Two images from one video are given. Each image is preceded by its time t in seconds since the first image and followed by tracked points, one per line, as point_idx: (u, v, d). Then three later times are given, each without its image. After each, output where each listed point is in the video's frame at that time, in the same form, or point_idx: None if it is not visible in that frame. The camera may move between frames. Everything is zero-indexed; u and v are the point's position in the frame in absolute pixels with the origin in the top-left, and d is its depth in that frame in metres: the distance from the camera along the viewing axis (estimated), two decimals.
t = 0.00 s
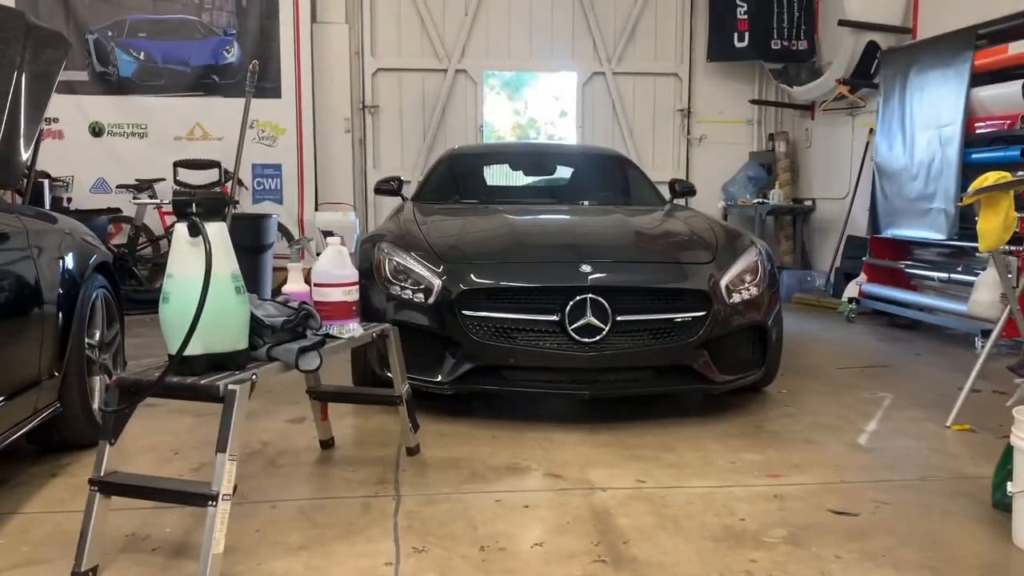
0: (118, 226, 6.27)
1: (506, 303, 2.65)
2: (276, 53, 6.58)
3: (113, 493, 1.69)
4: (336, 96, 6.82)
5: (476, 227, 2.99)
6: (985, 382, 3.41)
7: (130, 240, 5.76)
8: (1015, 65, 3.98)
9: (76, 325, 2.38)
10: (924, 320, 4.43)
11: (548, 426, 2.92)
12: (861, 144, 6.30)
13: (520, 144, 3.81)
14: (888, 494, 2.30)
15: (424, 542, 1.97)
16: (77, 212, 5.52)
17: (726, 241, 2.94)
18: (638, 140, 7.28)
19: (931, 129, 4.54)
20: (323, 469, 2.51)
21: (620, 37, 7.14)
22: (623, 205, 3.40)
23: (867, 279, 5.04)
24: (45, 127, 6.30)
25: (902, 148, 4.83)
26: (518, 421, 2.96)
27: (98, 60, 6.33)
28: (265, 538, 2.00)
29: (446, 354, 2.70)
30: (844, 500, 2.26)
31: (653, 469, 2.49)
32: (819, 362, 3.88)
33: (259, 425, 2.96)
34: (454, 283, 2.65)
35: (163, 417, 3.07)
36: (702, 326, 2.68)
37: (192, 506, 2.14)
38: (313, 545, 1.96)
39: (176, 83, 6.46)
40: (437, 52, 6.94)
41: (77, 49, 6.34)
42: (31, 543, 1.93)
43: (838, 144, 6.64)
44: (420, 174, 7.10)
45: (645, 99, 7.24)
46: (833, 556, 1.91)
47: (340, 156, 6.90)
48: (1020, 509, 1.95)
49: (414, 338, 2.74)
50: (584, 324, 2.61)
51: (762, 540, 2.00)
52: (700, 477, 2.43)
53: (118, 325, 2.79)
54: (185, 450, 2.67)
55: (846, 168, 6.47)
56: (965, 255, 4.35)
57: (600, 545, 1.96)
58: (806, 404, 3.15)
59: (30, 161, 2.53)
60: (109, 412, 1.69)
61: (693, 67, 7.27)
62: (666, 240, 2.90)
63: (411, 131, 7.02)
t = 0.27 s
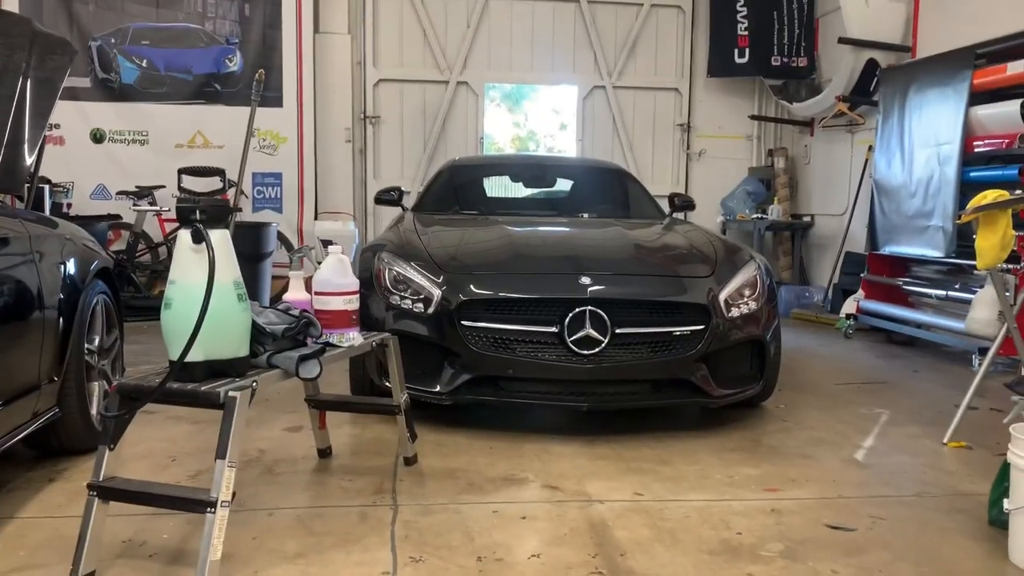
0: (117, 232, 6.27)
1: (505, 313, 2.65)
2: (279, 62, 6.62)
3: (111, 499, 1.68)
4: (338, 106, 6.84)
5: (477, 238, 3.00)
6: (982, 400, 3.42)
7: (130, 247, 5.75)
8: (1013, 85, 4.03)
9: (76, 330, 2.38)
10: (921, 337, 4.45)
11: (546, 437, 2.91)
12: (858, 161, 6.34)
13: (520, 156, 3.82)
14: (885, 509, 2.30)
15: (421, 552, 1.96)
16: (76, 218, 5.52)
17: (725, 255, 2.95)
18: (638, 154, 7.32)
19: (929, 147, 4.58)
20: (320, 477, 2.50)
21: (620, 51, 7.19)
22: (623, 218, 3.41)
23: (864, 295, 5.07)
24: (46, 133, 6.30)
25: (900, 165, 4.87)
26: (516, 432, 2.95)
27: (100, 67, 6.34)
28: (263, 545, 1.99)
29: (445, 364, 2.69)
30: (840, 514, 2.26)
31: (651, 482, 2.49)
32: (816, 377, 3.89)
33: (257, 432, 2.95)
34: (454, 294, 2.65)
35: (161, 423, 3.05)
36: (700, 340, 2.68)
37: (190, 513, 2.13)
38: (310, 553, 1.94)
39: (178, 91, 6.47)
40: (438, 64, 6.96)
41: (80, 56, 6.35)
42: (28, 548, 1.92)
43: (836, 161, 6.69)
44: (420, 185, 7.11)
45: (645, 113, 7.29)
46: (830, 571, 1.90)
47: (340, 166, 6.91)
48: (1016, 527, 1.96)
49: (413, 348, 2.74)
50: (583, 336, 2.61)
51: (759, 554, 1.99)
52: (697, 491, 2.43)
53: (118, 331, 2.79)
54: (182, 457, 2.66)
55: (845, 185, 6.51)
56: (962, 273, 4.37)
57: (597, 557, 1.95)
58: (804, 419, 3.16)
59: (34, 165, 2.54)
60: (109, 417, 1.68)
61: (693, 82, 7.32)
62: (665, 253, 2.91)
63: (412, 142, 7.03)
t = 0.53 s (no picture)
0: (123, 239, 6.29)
1: (509, 324, 2.65)
2: (286, 72, 6.66)
3: (116, 503, 1.68)
4: (345, 116, 6.88)
5: (481, 249, 3.01)
6: (983, 417, 3.42)
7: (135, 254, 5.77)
8: (1016, 103, 4.06)
9: (82, 335, 2.39)
10: (924, 352, 4.46)
11: (549, 448, 2.91)
12: (862, 176, 6.37)
13: (524, 168, 3.84)
14: (887, 525, 2.30)
15: (422, 561, 1.96)
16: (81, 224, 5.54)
17: (728, 269, 2.96)
18: (642, 167, 7.35)
19: (932, 164, 4.61)
20: (322, 485, 2.50)
21: (626, 65, 7.23)
22: (627, 231, 3.43)
23: (868, 310, 5.08)
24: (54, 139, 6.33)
25: (903, 181, 4.89)
26: (518, 443, 2.96)
27: (109, 74, 6.37)
28: (265, 552, 1.99)
29: (448, 374, 2.70)
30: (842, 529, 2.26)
31: (653, 494, 2.49)
32: (818, 392, 3.89)
33: (260, 440, 2.95)
34: (458, 304, 2.66)
35: (164, 429, 3.06)
36: (703, 352, 2.69)
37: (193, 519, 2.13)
38: (311, 560, 1.94)
39: (185, 99, 6.50)
40: (445, 76, 7.00)
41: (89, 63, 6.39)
42: (32, 552, 1.93)
43: (839, 176, 6.71)
44: (424, 196, 7.13)
45: (650, 126, 7.32)
46: None
47: (345, 176, 6.94)
48: (1017, 543, 1.95)
49: (416, 357, 2.74)
50: (586, 347, 2.61)
51: (760, 567, 1.99)
52: (699, 503, 2.43)
53: (123, 337, 2.80)
54: (185, 463, 2.66)
55: (848, 200, 6.54)
56: (964, 290, 4.38)
57: (599, 569, 1.95)
58: (806, 433, 3.16)
59: (44, 171, 2.56)
60: (114, 421, 1.69)
61: (698, 96, 7.36)
62: (668, 265, 2.92)
63: (417, 153, 7.05)
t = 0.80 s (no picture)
0: (129, 244, 6.30)
1: (513, 330, 2.65)
2: (292, 78, 6.67)
3: (120, 509, 1.67)
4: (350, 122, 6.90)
5: (486, 255, 3.00)
6: (991, 425, 3.40)
7: (140, 258, 5.78)
8: None
9: (87, 340, 2.39)
10: (931, 360, 4.44)
11: (553, 456, 2.90)
12: (868, 183, 6.35)
13: (529, 174, 3.83)
14: (894, 534, 2.28)
15: (425, 568, 1.95)
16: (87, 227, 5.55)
17: (734, 276, 2.95)
18: (647, 174, 7.34)
19: (939, 171, 4.59)
20: (326, 491, 2.49)
21: (631, 72, 7.23)
22: (632, 238, 3.42)
23: (874, 318, 5.06)
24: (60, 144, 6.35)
25: (910, 188, 4.87)
26: (523, 450, 2.95)
27: (115, 79, 6.41)
28: (268, 558, 1.98)
29: (452, 380, 2.69)
30: (848, 538, 2.24)
31: (657, 502, 2.47)
32: (824, 399, 3.87)
33: (264, 445, 2.94)
34: (462, 310, 2.65)
35: (168, 434, 3.05)
36: (708, 360, 2.67)
37: (196, 525, 2.13)
38: (315, 567, 1.93)
39: (191, 104, 6.51)
40: (450, 82, 7.01)
41: (96, 69, 6.42)
42: (35, 557, 1.92)
43: (845, 183, 6.70)
44: (429, 202, 7.13)
45: (655, 133, 7.32)
46: None
47: (351, 182, 6.95)
48: None
49: (420, 364, 2.74)
50: (591, 354, 2.60)
51: None
52: (704, 511, 2.41)
53: (127, 341, 2.80)
54: (189, 468, 2.65)
55: (855, 207, 6.52)
56: (971, 298, 4.36)
57: None
58: (811, 442, 3.14)
59: (49, 177, 2.56)
60: (118, 426, 1.68)
61: (703, 103, 7.35)
62: (674, 272, 2.91)
63: (422, 158, 7.05)
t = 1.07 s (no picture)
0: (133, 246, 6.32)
1: (517, 332, 2.65)
2: (296, 80, 6.69)
3: (123, 510, 1.67)
4: (354, 125, 6.91)
5: (490, 258, 3.00)
6: (995, 428, 3.39)
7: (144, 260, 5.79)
8: None
9: (91, 342, 2.40)
10: (935, 363, 4.43)
11: (556, 457, 2.90)
12: (871, 185, 6.34)
13: (533, 177, 3.84)
14: (898, 537, 2.28)
15: (428, 570, 1.95)
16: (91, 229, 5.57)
17: (737, 279, 2.95)
18: (651, 176, 7.34)
19: (943, 173, 4.58)
20: (329, 493, 2.49)
21: (635, 74, 7.23)
22: (635, 240, 3.42)
23: (877, 320, 5.05)
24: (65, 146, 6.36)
25: (914, 190, 4.87)
26: (526, 452, 2.95)
27: (120, 82, 6.43)
28: (271, 560, 1.98)
29: (456, 382, 2.70)
30: (852, 541, 2.24)
31: (660, 504, 2.47)
32: (827, 402, 3.87)
33: (267, 447, 2.95)
34: (466, 312, 2.65)
35: (172, 436, 3.06)
36: (712, 362, 2.67)
37: (200, 526, 2.13)
38: (318, 568, 1.94)
39: (195, 107, 6.52)
40: (453, 84, 7.02)
41: (101, 72, 6.44)
42: (39, 559, 1.93)
43: (849, 185, 6.70)
44: (433, 204, 7.14)
45: (658, 135, 7.32)
46: None
47: (355, 184, 6.96)
48: None
49: (423, 366, 2.74)
50: (594, 356, 2.61)
51: None
52: (707, 514, 2.41)
53: (131, 343, 2.80)
54: (193, 470, 2.66)
55: (858, 209, 6.51)
56: (975, 300, 4.35)
57: None
58: (815, 444, 3.14)
59: (54, 180, 2.57)
60: (122, 428, 1.68)
61: (707, 105, 7.35)
62: (677, 274, 2.92)
63: (426, 161, 7.06)
